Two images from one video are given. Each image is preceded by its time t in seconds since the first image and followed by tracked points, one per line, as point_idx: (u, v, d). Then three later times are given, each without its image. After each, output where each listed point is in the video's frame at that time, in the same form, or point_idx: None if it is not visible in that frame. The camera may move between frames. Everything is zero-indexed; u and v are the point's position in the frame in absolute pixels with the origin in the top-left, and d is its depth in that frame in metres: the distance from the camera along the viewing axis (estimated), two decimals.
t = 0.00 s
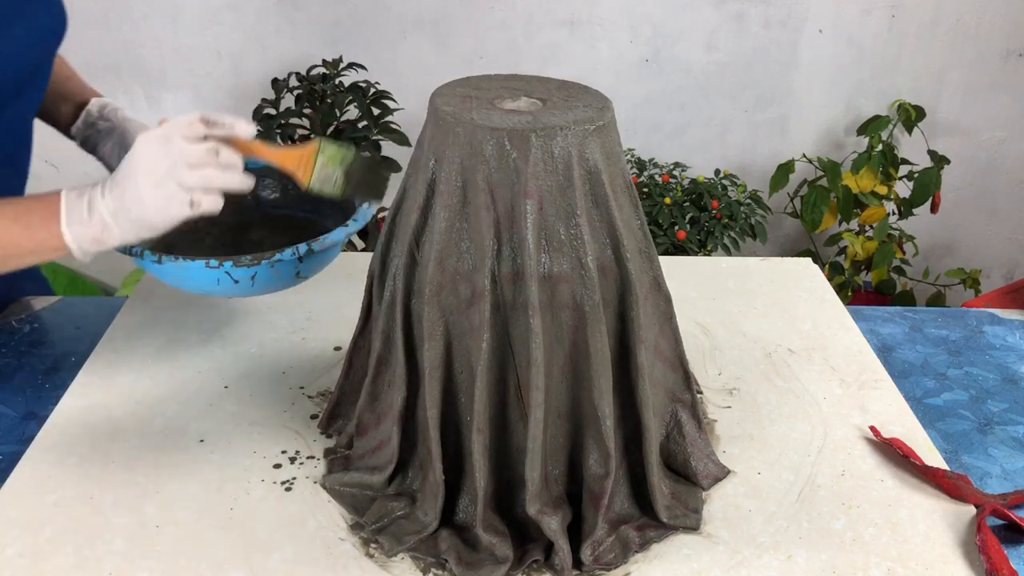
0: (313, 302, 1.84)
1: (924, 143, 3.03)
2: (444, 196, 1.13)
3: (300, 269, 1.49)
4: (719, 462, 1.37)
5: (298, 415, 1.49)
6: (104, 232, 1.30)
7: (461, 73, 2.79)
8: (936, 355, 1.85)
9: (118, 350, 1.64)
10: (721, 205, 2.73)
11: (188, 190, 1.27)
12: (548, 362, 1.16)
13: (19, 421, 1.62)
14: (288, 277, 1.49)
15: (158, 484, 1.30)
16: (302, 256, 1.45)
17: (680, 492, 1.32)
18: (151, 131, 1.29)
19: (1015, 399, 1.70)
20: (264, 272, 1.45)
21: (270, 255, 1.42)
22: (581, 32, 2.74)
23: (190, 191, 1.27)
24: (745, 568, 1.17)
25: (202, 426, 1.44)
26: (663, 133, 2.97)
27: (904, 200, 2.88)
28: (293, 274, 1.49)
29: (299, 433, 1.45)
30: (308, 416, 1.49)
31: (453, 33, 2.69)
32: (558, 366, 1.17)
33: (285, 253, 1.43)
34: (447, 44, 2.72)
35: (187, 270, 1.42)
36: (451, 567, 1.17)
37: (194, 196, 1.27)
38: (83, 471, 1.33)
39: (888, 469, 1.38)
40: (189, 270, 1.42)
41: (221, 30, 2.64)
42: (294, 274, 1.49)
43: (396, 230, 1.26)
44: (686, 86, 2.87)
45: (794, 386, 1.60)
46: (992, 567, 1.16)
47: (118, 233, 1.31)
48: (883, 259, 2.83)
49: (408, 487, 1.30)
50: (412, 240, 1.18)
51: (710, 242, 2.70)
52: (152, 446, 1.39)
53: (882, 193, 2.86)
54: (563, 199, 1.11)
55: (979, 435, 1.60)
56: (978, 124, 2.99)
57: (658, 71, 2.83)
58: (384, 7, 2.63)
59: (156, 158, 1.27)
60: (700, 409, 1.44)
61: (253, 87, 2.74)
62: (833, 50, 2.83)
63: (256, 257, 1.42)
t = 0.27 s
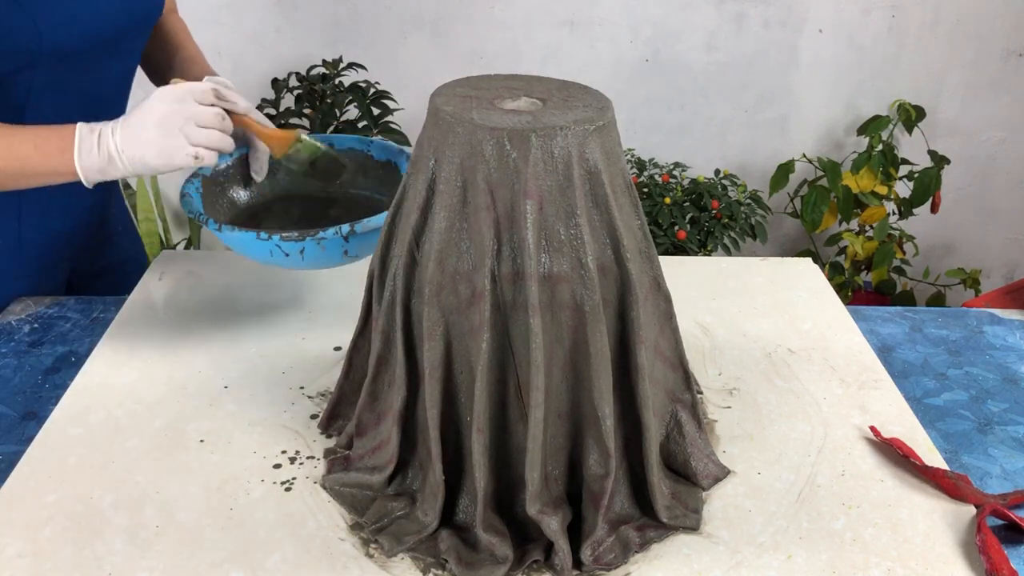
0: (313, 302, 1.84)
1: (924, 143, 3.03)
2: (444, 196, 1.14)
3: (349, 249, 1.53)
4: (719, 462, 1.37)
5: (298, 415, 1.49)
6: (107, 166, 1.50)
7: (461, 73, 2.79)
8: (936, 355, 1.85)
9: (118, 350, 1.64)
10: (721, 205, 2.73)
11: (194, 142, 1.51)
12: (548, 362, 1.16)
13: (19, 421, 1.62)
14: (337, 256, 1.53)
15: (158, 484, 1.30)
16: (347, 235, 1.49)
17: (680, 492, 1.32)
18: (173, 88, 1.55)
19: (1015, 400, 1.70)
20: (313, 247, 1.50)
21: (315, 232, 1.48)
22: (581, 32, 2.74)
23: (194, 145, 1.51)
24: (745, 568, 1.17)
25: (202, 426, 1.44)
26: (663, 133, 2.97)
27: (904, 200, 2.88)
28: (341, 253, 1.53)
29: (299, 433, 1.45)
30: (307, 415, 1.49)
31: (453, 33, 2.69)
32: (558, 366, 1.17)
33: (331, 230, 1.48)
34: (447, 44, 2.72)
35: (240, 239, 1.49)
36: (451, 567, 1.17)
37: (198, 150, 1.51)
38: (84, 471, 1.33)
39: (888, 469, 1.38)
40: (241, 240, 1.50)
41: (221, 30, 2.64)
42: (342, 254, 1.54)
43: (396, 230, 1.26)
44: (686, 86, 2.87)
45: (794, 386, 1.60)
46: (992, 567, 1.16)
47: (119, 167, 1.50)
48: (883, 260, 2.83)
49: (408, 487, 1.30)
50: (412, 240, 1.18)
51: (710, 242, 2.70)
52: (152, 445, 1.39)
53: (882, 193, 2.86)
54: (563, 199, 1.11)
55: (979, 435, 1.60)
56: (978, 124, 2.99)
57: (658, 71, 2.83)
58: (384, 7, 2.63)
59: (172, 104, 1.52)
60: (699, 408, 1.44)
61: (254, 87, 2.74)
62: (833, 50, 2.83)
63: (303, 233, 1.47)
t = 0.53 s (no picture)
0: (313, 302, 1.84)
1: (924, 143, 3.03)
2: (444, 196, 1.14)
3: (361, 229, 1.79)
4: (719, 463, 1.37)
5: (298, 415, 1.49)
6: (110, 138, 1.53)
7: (461, 73, 2.80)
8: (936, 355, 1.85)
9: (119, 350, 1.64)
10: (721, 205, 2.73)
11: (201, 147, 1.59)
12: (548, 362, 1.15)
13: (19, 421, 1.62)
14: (349, 235, 1.79)
15: (158, 484, 1.30)
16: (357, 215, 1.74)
17: (680, 492, 1.32)
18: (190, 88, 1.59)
19: (1015, 399, 1.70)
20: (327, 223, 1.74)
21: (337, 211, 1.73)
22: (581, 32, 2.74)
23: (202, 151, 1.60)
24: (745, 568, 1.17)
25: (202, 426, 1.44)
26: (663, 133, 2.97)
27: (904, 200, 2.88)
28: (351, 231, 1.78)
29: (299, 433, 1.45)
30: (307, 416, 1.49)
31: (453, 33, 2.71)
32: (558, 366, 1.17)
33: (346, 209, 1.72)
34: (447, 44, 2.73)
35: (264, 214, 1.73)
36: (451, 568, 1.17)
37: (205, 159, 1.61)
38: (84, 471, 1.33)
39: (888, 469, 1.38)
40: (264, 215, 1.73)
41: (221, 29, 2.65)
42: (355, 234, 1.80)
43: (396, 230, 1.26)
44: (686, 86, 2.88)
45: (794, 386, 1.60)
46: (992, 567, 1.16)
47: (131, 153, 1.56)
48: (883, 260, 2.83)
49: (408, 487, 1.30)
50: (412, 240, 1.18)
51: (710, 242, 2.70)
52: (151, 445, 1.39)
53: (883, 193, 2.86)
54: (563, 199, 1.11)
55: (979, 435, 1.60)
56: (978, 124, 2.99)
57: (658, 71, 2.83)
58: (384, 7, 2.63)
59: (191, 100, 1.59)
60: (700, 409, 1.44)
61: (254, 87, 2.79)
62: (833, 50, 2.83)
63: (325, 211, 1.73)
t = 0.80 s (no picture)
0: (313, 303, 1.84)
1: (924, 143, 3.03)
2: (444, 196, 1.14)
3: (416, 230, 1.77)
4: (719, 463, 1.37)
5: (298, 415, 1.49)
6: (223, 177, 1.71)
7: (461, 73, 2.80)
8: (936, 355, 1.85)
9: (119, 350, 1.64)
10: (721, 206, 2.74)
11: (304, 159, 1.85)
12: (548, 362, 1.15)
13: (19, 421, 1.62)
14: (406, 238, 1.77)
15: (158, 484, 1.30)
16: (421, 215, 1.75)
17: (680, 492, 1.32)
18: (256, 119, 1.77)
19: (1015, 400, 1.70)
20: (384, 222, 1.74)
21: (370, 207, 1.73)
22: (581, 32, 2.74)
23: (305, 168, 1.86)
24: (745, 568, 1.17)
25: (202, 426, 1.44)
26: (663, 133, 2.97)
27: (904, 200, 2.88)
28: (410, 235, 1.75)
29: (299, 433, 1.45)
30: (307, 416, 1.49)
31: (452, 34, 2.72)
32: (558, 366, 1.17)
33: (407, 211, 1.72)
34: (446, 44, 2.73)
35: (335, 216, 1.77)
36: (451, 567, 1.17)
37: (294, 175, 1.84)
38: (84, 471, 1.33)
39: (888, 469, 1.38)
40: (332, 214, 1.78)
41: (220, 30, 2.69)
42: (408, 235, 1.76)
43: (396, 230, 1.26)
44: (686, 86, 2.88)
45: (794, 386, 1.60)
46: (992, 567, 1.16)
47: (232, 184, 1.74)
48: (883, 260, 2.83)
49: (408, 487, 1.30)
50: (412, 240, 1.18)
51: (710, 242, 2.70)
52: (152, 445, 1.39)
53: (883, 193, 2.86)
54: (563, 199, 1.11)
55: (979, 435, 1.60)
56: (978, 123, 2.99)
57: (658, 71, 2.84)
58: (384, 7, 2.64)
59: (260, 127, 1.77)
60: (700, 408, 1.44)
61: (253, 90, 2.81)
62: (833, 50, 2.83)
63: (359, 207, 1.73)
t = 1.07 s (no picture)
0: (313, 303, 1.84)
1: (924, 143, 3.03)
2: (444, 196, 1.14)
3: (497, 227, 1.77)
4: (719, 463, 1.37)
5: (298, 415, 1.49)
6: (242, 147, 1.55)
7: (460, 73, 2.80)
8: (936, 355, 1.85)
9: (119, 350, 1.64)
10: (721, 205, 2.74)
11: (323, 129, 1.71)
12: (548, 362, 1.15)
13: (19, 421, 1.62)
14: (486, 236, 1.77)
15: (158, 484, 1.30)
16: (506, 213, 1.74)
17: (680, 492, 1.32)
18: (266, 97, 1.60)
19: (1015, 400, 1.70)
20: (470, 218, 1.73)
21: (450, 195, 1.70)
22: (581, 32, 2.74)
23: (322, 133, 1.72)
24: (745, 568, 1.17)
25: (203, 426, 1.44)
26: (663, 133, 2.97)
27: (904, 200, 2.88)
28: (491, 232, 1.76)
29: (299, 433, 1.45)
30: (307, 416, 1.49)
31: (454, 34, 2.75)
32: (558, 366, 1.17)
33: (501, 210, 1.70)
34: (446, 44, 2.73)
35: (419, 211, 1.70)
36: (451, 568, 1.17)
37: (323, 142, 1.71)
38: (83, 471, 1.33)
39: (888, 469, 1.38)
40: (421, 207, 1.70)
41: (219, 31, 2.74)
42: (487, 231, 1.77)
43: (396, 230, 1.26)
44: (686, 85, 2.88)
45: (794, 386, 1.60)
46: (992, 567, 1.16)
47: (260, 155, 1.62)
48: (883, 260, 2.83)
49: (408, 487, 1.30)
50: (412, 240, 1.18)
51: (710, 242, 2.70)
52: (151, 445, 1.39)
53: (883, 193, 2.86)
54: (563, 199, 1.11)
55: (979, 435, 1.60)
56: (978, 123, 2.99)
57: (658, 70, 2.84)
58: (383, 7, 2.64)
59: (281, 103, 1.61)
60: (700, 408, 1.44)
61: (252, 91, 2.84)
62: (833, 50, 2.83)
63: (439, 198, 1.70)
